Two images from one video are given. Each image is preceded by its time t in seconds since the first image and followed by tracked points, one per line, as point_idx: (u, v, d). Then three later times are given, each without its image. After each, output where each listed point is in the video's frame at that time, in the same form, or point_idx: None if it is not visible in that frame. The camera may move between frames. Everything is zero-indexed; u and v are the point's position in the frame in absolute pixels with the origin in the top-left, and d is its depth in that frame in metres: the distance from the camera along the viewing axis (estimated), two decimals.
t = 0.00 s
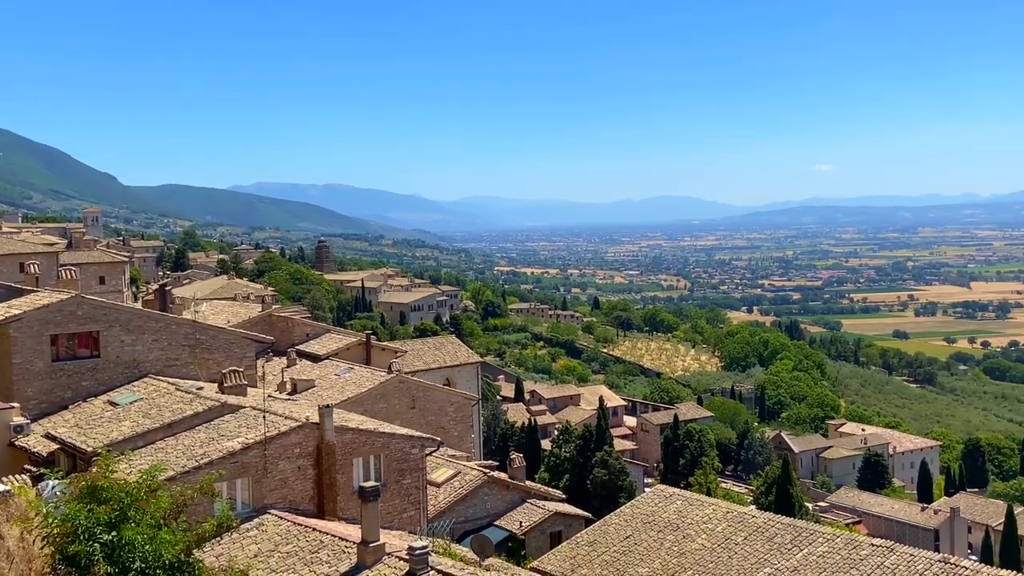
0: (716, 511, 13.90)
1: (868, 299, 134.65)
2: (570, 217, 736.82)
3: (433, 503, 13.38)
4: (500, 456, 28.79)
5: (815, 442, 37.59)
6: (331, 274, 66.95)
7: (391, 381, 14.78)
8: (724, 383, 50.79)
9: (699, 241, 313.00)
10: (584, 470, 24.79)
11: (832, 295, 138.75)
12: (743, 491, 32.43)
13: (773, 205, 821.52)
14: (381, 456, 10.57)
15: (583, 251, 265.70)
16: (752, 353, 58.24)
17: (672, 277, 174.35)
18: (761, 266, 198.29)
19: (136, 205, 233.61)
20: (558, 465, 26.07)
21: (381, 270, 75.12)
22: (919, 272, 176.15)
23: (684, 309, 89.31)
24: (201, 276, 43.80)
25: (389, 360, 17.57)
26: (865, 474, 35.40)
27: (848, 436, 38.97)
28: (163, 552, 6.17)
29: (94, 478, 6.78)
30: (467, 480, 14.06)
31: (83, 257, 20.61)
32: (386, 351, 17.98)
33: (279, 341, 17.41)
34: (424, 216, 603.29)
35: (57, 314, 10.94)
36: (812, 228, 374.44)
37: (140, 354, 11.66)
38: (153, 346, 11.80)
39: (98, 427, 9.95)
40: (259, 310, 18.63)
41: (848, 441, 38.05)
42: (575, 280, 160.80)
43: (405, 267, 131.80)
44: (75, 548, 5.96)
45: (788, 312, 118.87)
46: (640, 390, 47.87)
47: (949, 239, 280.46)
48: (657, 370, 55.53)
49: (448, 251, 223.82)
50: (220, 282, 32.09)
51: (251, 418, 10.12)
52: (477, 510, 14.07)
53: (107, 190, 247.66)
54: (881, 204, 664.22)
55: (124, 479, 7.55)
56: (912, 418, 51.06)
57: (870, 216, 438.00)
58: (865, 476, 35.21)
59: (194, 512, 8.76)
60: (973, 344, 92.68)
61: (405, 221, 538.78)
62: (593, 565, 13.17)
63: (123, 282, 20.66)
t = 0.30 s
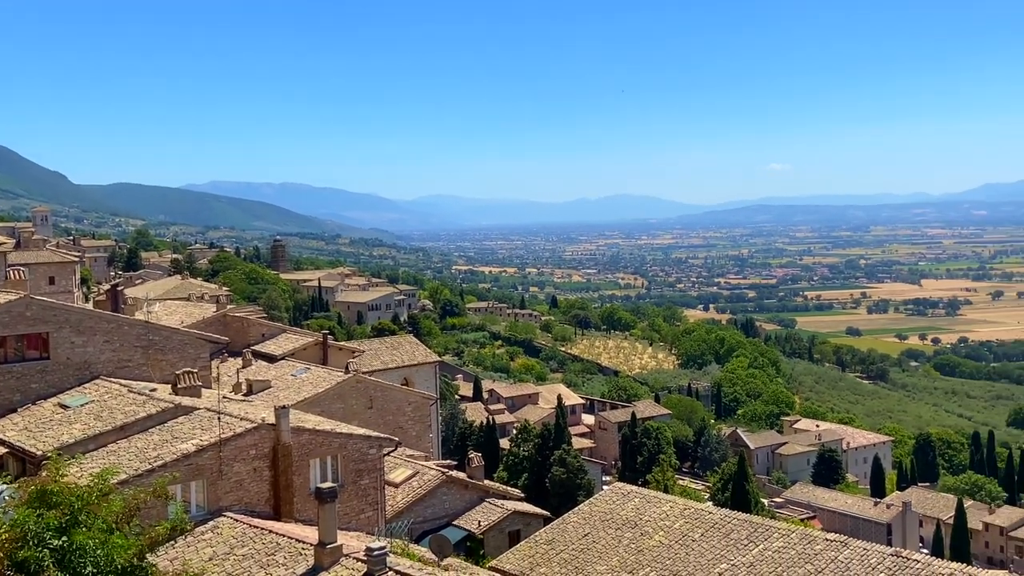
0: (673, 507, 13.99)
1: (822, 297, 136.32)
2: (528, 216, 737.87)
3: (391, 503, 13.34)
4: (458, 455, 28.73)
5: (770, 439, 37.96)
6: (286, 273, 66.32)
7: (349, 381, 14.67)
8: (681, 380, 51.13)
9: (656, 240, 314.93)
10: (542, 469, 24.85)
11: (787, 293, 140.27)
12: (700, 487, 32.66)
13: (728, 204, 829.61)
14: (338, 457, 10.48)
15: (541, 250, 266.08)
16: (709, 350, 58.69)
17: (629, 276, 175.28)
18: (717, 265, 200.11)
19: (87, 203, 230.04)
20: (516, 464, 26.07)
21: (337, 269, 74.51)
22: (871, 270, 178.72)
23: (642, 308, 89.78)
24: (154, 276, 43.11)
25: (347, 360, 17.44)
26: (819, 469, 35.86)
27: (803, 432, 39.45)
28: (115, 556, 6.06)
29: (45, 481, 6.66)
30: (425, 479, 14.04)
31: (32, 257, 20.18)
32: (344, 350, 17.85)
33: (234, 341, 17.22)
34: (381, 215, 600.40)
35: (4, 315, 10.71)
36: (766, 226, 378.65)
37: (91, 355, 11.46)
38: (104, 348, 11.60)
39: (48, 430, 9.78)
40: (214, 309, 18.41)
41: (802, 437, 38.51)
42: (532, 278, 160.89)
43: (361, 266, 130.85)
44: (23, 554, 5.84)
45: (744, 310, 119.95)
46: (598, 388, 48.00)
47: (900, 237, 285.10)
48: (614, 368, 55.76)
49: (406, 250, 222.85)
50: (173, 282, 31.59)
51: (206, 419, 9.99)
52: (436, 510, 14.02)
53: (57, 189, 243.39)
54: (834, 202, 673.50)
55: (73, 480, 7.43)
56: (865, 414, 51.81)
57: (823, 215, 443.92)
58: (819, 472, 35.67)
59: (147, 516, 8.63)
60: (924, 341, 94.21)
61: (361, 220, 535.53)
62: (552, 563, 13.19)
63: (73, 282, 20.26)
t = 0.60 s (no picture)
0: (620, 505, 14.11)
1: (766, 295, 138.29)
2: (476, 216, 737.46)
3: (340, 504, 13.26)
4: (407, 456, 28.63)
5: (717, 436, 38.38)
6: (232, 274, 65.52)
7: (296, 383, 14.56)
8: (630, 379, 51.51)
9: (604, 239, 316.89)
10: (492, 468, 24.85)
11: (732, 292, 142.04)
12: (648, 485, 32.93)
13: (674, 203, 837.51)
14: (286, 459, 10.40)
15: (489, 249, 266.00)
16: (656, 349, 59.21)
17: (577, 275, 176.14)
18: (664, 264, 201.90)
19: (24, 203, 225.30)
20: (466, 464, 26.08)
21: (284, 270, 73.86)
22: (814, 269, 181.72)
23: (590, 307, 90.37)
24: (96, 277, 42.30)
25: (294, 361, 17.31)
26: (764, 465, 36.37)
27: (748, 429, 39.98)
28: (55, 562, 5.94)
29: None
30: (374, 481, 13.98)
31: None
32: (291, 352, 17.70)
33: (178, 343, 16.96)
34: (328, 215, 595.72)
35: None
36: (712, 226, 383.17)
37: (30, 358, 11.23)
38: (44, 351, 11.38)
39: None
40: (158, 311, 18.12)
41: (748, 434, 39.01)
42: (481, 278, 160.94)
43: (308, 267, 129.80)
44: None
45: (690, 309, 121.19)
46: (547, 387, 48.16)
47: (842, 236, 290.24)
48: (563, 367, 55.98)
49: (353, 250, 221.42)
50: (115, 283, 30.98)
51: (149, 423, 9.84)
52: (385, 511, 14.02)
53: None
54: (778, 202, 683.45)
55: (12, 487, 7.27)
56: (808, 411, 52.68)
57: (767, 214, 450.75)
58: (765, 468, 36.17)
59: (89, 521, 8.48)
60: (865, 338, 96.08)
61: (308, 220, 531.14)
62: (502, 563, 13.21)
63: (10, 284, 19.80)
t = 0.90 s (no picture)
0: (561, 504, 14.21)
1: (703, 295, 140.11)
2: (415, 216, 734.58)
3: (278, 508, 13.16)
4: (347, 458, 28.44)
5: (655, 433, 38.80)
6: (167, 276, 64.35)
7: (234, 386, 14.41)
8: (570, 378, 51.81)
9: (543, 240, 318.19)
10: (433, 469, 24.81)
11: (670, 291, 143.55)
12: (588, 483, 33.16)
13: (613, 203, 844.10)
14: (224, 463, 10.29)
15: (429, 250, 265.23)
16: (596, 348, 59.62)
17: (517, 275, 176.61)
18: (603, 264, 203.53)
19: None
20: (406, 466, 26.02)
21: (221, 272, 72.82)
22: (749, 268, 184.63)
23: (531, 307, 90.76)
24: (25, 280, 41.28)
25: (230, 364, 17.11)
26: (702, 462, 36.87)
27: (686, 427, 40.48)
28: None
29: None
30: (314, 483, 13.90)
31: None
32: (228, 354, 17.50)
33: (111, 347, 16.66)
34: (265, 215, 588.46)
35: None
36: (650, 226, 387.23)
37: None
38: None
39: None
40: (90, 314, 17.78)
41: (686, 431, 39.50)
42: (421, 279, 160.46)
43: (246, 267, 128.24)
44: None
45: (630, 308, 122.19)
46: (488, 388, 48.23)
47: (776, 236, 295.45)
48: (504, 367, 56.08)
49: (292, 251, 219.18)
50: (45, 285, 30.24)
51: (81, 428, 9.66)
52: (325, 513, 13.94)
53: None
54: (714, 202, 693.24)
55: None
56: (745, 408, 53.52)
57: (704, 214, 456.78)
58: (702, 465, 36.67)
59: (19, 530, 8.30)
60: (799, 336, 97.97)
61: (244, 221, 524.15)
62: (444, 564, 13.22)
63: None
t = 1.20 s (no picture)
0: (496, 505, 14.22)
1: (636, 295, 141.57)
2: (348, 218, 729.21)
3: (208, 516, 12.97)
4: (280, 463, 28.05)
5: (590, 433, 39.05)
6: (92, 279, 62.84)
7: (162, 391, 14.15)
8: (505, 379, 51.85)
9: (478, 241, 318.20)
10: (368, 473, 24.63)
11: (604, 292, 144.72)
12: (524, 484, 33.24)
13: (547, 204, 848.14)
14: (151, 470, 10.09)
15: (363, 252, 263.37)
16: (532, 349, 59.76)
17: (452, 277, 176.30)
18: (538, 264, 204.59)
19: None
20: (340, 470, 25.80)
21: (148, 275, 71.30)
22: (681, 268, 187.07)
23: (465, 308, 90.64)
24: None
25: (158, 370, 16.81)
26: (635, 461, 37.24)
27: (620, 426, 40.84)
28: None
29: None
30: (246, 490, 13.74)
31: None
32: (155, 360, 17.17)
33: (32, 353, 16.22)
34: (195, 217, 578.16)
35: None
36: (584, 227, 390.10)
37: None
38: None
39: None
40: (9, 320, 17.31)
41: (620, 430, 39.82)
42: (355, 281, 159.24)
43: (175, 270, 125.96)
44: None
45: (564, 309, 122.86)
46: (423, 390, 48.06)
47: (707, 237, 300.14)
48: (439, 369, 55.88)
49: (222, 253, 215.74)
50: None
51: None
52: (256, 520, 13.78)
53: None
54: (646, 204, 701.25)
55: None
56: (677, 406, 54.23)
57: (636, 215, 461.62)
58: (637, 463, 37.05)
59: None
60: (730, 335, 99.59)
61: (173, 223, 514.41)
62: (379, 568, 13.13)
63: None
